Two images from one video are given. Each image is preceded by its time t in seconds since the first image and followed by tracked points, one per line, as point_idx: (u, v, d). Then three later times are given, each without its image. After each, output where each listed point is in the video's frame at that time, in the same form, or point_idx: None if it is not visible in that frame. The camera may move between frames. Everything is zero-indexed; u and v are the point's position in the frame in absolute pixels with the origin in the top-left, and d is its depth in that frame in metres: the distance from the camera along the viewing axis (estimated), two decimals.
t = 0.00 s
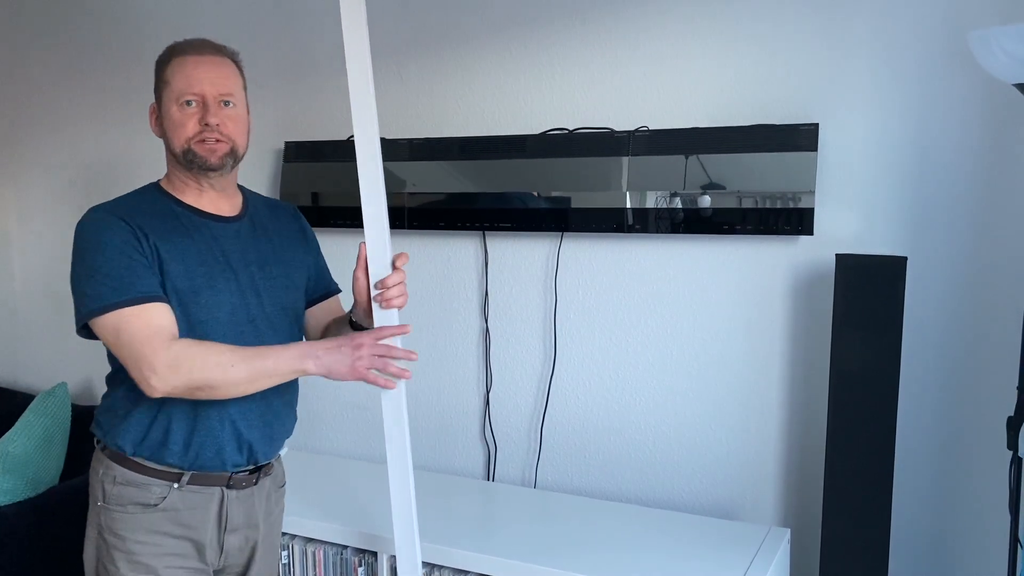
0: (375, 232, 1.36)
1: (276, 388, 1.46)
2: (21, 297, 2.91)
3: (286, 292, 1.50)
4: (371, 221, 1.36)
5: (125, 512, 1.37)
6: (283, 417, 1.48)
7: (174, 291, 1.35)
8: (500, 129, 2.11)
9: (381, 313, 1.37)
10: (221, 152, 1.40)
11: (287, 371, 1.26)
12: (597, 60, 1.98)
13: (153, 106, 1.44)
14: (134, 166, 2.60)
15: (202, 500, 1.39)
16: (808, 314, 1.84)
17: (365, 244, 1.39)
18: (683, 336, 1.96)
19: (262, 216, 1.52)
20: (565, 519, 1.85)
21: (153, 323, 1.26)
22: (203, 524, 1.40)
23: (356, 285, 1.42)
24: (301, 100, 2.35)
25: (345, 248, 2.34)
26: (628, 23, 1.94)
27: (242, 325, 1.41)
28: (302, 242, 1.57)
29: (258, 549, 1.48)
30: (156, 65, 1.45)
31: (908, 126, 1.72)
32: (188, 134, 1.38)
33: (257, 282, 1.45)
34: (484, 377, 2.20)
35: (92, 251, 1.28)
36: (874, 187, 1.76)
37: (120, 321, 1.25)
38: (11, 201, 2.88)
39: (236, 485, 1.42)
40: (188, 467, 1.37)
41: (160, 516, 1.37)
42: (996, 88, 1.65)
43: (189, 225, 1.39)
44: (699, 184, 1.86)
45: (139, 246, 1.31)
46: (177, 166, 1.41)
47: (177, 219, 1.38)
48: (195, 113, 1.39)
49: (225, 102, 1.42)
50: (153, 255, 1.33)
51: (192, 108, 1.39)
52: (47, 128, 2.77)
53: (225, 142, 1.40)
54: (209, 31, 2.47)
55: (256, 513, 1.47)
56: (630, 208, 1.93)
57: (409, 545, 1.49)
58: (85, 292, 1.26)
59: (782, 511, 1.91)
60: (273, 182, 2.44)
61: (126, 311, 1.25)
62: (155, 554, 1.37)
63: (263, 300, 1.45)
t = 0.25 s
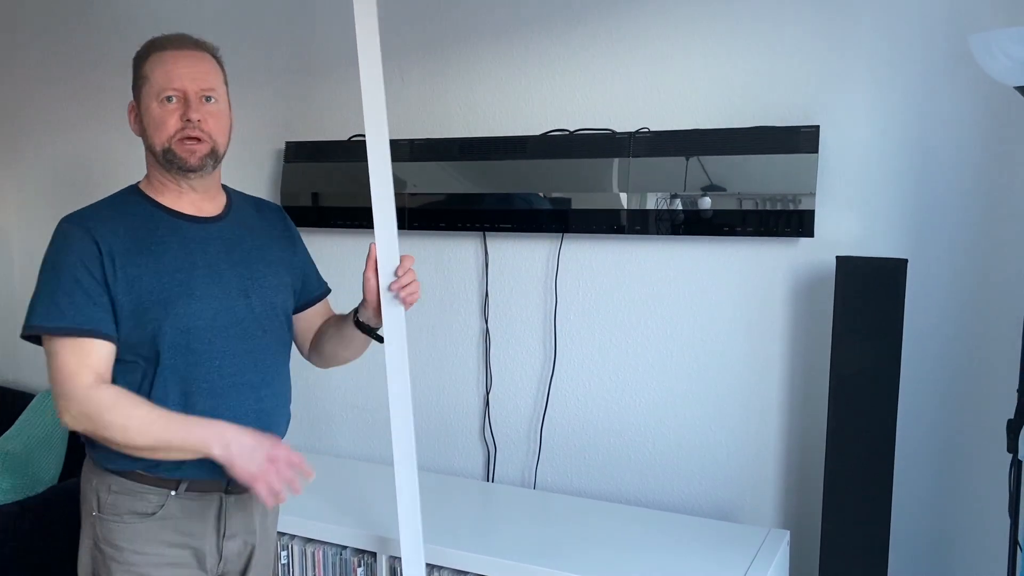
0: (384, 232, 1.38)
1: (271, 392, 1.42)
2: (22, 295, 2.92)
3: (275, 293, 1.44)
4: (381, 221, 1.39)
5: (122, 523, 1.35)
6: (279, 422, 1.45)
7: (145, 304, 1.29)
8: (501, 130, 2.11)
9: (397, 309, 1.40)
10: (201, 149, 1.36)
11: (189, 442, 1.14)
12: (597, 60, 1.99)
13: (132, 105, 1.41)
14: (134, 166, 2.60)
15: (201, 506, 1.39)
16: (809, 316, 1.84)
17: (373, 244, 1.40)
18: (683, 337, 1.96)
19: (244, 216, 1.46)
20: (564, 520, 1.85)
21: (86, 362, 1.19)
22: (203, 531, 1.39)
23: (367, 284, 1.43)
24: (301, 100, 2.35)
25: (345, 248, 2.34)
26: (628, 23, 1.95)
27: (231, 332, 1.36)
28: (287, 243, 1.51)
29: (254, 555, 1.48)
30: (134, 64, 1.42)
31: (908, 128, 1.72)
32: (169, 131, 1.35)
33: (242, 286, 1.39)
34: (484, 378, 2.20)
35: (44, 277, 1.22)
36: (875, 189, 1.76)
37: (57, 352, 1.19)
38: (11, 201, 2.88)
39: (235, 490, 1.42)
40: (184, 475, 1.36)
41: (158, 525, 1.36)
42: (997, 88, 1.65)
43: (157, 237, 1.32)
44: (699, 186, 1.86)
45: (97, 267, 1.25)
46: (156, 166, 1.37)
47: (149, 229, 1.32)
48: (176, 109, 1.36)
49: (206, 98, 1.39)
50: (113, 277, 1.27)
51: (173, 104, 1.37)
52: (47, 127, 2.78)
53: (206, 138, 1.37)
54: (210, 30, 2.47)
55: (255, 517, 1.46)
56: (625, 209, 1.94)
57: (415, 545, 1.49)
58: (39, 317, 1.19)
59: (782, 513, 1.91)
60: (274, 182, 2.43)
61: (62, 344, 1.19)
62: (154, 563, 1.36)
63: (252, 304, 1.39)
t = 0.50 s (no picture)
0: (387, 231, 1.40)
1: (257, 393, 1.40)
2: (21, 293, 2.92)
3: (258, 292, 1.41)
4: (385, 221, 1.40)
5: (107, 533, 1.30)
6: (267, 423, 1.43)
7: (119, 308, 1.25)
8: (502, 130, 2.11)
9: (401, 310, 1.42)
10: (181, 147, 1.33)
11: (101, 496, 1.18)
12: (598, 61, 1.99)
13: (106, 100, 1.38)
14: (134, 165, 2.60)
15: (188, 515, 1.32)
16: (809, 317, 1.84)
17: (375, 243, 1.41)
18: (683, 338, 1.96)
19: (224, 214, 1.42)
20: (563, 521, 1.85)
21: (32, 381, 1.20)
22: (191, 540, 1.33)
23: (367, 283, 1.42)
24: (301, 99, 2.35)
25: (345, 247, 2.34)
26: (628, 23, 1.95)
27: (212, 335, 1.33)
28: (268, 240, 1.47)
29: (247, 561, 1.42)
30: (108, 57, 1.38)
31: (909, 129, 1.72)
32: (147, 128, 1.32)
33: (222, 288, 1.35)
34: (483, 378, 2.20)
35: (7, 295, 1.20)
36: (875, 191, 1.76)
37: (11, 366, 1.20)
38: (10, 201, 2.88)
39: (224, 496, 1.35)
40: (173, 486, 1.30)
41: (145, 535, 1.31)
42: (997, 89, 1.65)
43: (130, 243, 1.29)
44: (699, 187, 1.86)
45: (61, 282, 1.22)
46: (133, 165, 1.33)
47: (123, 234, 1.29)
48: (154, 105, 1.33)
49: (186, 94, 1.36)
50: (80, 289, 1.23)
51: (151, 100, 1.34)
52: (47, 125, 2.78)
53: (186, 136, 1.34)
54: (211, 30, 2.47)
55: (246, 523, 1.40)
56: (623, 210, 1.94)
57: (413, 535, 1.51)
58: None
59: (781, 515, 1.91)
60: (274, 182, 2.43)
61: (13, 359, 1.20)
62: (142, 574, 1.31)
63: (234, 306, 1.36)
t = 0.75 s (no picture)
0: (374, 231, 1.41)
1: (243, 396, 1.40)
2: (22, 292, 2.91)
3: (242, 294, 1.41)
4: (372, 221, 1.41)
5: (94, 540, 1.29)
6: (256, 425, 1.43)
7: (99, 311, 1.25)
8: (503, 131, 2.11)
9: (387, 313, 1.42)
10: (163, 145, 1.32)
11: (86, 504, 1.17)
12: (599, 61, 1.99)
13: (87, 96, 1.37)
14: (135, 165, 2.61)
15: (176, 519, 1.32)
16: (810, 317, 1.84)
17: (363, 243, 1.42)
18: (683, 339, 1.96)
19: (208, 214, 1.42)
20: (563, 522, 1.84)
21: (13, 388, 1.19)
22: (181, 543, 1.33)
23: (355, 281, 1.42)
24: (302, 99, 2.36)
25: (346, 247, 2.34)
26: (628, 24, 1.95)
27: (196, 339, 1.33)
28: (254, 240, 1.47)
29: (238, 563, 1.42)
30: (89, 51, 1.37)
31: (910, 130, 1.72)
32: (128, 125, 1.31)
33: (206, 291, 1.35)
34: (483, 379, 2.20)
35: None
36: (876, 191, 1.76)
37: None
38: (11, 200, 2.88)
39: (213, 499, 1.36)
40: (161, 491, 1.31)
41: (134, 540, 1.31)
42: (997, 89, 1.65)
43: (112, 247, 1.28)
44: (700, 188, 1.86)
45: (40, 287, 1.22)
46: (113, 162, 1.33)
47: (105, 237, 1.28)
48: (136, 102, 1.33)
49: (169, 91, 1.36)
50: (60, 294, 1.23)
51: (133, 96, 1.33)
52: (49, 124, 2.78)
53: (168, 133, 1.33)
54: (212, 29, 2.47)
55: (236, 526, 1.40)
56: (623, 210, 1.94)
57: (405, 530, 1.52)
58: None
59: (781, 516, 1.90)
60: (275, 182, 2.44)
61: None
62: None
63: (218, 308, 1.37)
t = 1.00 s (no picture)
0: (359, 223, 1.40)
1: (232, 402, 1.41)
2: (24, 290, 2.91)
3: (232, 297, 1.41)
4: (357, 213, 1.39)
5: (84, 545, 1.29)
6: (245, 429, 1.44)
7: (91, 315, 1.25)
8: (504, 131, 2.11)
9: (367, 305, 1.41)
10: (155, 146, 1.32)
11: (78, 510, 1.15)
12: (602, 62, 1.99)
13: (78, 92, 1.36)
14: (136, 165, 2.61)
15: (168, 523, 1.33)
16: (811, 319, 1.83)
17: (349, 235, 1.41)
18: (683, 340, 1.96)
19: (197, 215, 1.42)
20: (563, 523, 1.84)
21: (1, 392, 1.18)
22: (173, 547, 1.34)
23: (341, 275, 1.43)
24: (304, 99, 2.36)
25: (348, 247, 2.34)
26: (630, 24, 1.95)
27: (187, 344, 1.33)
28: (242, 241, 1.48)
29: (230, 562, 1.44)
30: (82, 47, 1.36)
31: (912, 132, 1.72)
32: (121, 125, 1.31)
33: (196, 296, 1.36)
34: (484, 380, 2.20)
35: None
36: (877, 193, 1.76)
37: None
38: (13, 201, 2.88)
39: (203, 502, 1.36)
40: (152, 496, 1.31)
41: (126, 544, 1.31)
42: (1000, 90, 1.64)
43: (101, 250, 1.28)
44: (702, 189, 1.86)
45: (28, 291, 1.21)
46: (103, 161, 1.32)
47: (95, 241, 1.28)
48: (129, 101, 1.32)
49: (163, 91, 1.36)
50: (49, 298, 1.22)
51: (126, 96, 1.33)
52: (50, 123, 2.78)
53: (160, 135, 1.33)
54: (214, 29, 2.47)
55: (227, 526, 1.42)
56: (624, 211, 1.94)
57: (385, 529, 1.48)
58: None
59: (782, 517, 1.90)
60: (277, 182, 2.44)
61: None
62: None
63: (208, 312, 1.37)
